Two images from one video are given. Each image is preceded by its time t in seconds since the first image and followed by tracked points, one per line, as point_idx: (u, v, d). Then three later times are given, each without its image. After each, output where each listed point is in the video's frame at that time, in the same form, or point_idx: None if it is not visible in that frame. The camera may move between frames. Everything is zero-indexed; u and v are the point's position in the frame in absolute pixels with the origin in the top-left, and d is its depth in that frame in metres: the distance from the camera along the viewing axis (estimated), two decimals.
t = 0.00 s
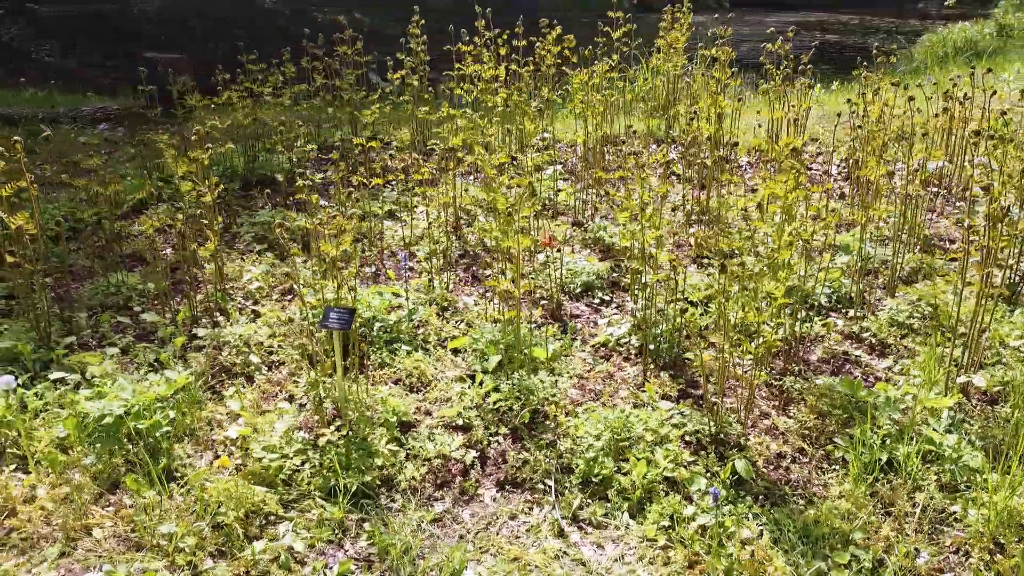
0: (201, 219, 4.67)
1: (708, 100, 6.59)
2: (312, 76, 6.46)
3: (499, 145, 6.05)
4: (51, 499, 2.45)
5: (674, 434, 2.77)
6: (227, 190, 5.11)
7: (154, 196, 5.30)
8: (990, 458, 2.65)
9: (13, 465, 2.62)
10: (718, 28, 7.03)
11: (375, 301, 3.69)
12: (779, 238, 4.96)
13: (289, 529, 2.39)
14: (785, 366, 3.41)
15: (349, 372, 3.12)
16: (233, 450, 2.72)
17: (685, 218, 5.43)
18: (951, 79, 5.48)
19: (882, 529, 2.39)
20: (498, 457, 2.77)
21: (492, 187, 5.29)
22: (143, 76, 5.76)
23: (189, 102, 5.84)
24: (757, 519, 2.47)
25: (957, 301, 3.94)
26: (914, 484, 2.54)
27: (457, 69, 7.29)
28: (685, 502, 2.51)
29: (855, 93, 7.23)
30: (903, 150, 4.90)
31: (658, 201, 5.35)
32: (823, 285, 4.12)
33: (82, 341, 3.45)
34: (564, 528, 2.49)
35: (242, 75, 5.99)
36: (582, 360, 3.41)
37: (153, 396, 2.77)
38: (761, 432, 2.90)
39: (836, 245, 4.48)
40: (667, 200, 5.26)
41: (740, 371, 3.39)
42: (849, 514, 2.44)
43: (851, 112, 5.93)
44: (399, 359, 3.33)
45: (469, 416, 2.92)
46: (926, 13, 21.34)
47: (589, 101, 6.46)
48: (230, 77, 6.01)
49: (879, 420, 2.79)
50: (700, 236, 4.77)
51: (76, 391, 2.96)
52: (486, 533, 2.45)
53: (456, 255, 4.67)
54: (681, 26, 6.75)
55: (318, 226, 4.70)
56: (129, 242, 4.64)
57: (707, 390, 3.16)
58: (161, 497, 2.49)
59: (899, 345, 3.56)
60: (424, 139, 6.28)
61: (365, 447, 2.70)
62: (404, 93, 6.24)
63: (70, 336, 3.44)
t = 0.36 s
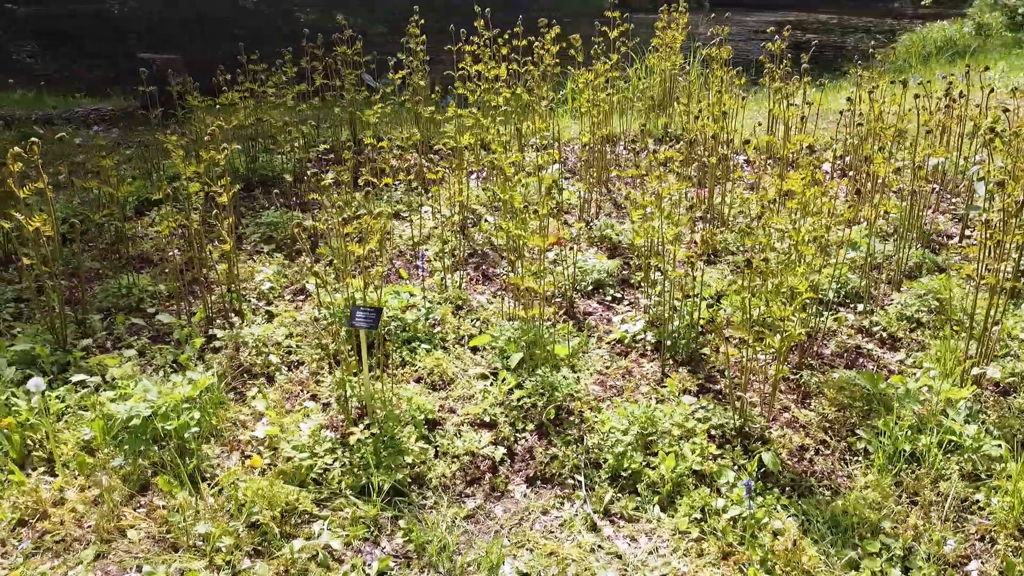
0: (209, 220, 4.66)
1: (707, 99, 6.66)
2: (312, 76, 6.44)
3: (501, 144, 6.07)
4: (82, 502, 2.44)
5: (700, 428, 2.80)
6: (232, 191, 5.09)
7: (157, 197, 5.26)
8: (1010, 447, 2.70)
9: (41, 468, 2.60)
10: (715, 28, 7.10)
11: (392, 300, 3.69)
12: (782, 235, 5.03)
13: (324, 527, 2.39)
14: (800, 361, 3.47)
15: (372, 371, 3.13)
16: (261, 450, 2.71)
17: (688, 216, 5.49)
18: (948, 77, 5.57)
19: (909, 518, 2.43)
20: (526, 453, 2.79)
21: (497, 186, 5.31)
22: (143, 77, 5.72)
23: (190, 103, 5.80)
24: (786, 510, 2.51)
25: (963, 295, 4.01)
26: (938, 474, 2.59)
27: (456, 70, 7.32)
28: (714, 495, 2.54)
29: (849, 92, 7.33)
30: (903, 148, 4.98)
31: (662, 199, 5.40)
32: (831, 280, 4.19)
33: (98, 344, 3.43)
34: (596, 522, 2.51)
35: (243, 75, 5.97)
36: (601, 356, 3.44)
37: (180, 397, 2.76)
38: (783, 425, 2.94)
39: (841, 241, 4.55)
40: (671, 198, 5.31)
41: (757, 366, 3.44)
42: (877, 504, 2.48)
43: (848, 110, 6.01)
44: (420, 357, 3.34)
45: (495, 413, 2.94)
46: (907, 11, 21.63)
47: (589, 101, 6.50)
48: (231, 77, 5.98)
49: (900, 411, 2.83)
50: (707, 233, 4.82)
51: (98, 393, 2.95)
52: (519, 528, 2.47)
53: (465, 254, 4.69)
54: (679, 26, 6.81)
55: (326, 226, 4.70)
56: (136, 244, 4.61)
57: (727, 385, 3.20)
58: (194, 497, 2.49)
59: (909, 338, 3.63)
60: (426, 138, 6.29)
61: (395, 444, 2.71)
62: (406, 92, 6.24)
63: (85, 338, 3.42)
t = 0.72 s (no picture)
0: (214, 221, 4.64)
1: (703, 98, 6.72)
2: (310, 77, 6.43)
3: (501, 143, 6.08)
4: (112, 504, 2.43)
5: (721, 421, 2.84)
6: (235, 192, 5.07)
7: (158, 199, 5.23)
8: None
9: (67, 471, 2.59)
10: (709, 26, 7.16)
11: (406, 300, 3.70)
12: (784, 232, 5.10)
13: (357, 525, 2.40)
14: (810, 355, 3.52)
15: (393, 370, 3.13)
16: (288, 450, 2.71)
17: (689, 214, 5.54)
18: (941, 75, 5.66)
19: (931, 507, 2.48)
20: (551, 449, 2.82)
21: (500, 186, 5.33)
22: (141, 78, 5.68)
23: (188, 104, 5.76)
24: (810, 500, 2.55)
25: (964, 288, 4.08)
26: (956, 463, 2.64)
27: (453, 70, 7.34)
28: (740, 487, 2.58)
29: (839, 90, 7.43)
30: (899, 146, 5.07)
31: (662, 198, 5.46)
32: (835, 275, 4.25)
33: (112, 346, 3.41)
34: (624, 516, 2.55)
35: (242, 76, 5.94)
36: (616, 353, 3.47)
37: (203, 398, 2.76)
38: (801, 417, 2.99)
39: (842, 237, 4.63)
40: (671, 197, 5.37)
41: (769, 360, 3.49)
42: (899, 494, 2.53)
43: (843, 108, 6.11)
44: (437, 356, 3.35)
45: (517, 410, 2.96)
46: (887, 10, 21.92)
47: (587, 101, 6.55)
48: (229, 78, 5.95)
49: (916, 403, 2.88)
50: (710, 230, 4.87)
51: (118, 395, 2.93)
52: (550, 523, 2.50)
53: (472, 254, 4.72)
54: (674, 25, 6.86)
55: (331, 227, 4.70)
56: (140, 246, 4.58)
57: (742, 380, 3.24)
58: (224, 497, 2.48)
59: (914, 333, 3.70)
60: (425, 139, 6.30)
61: (421, 442, 2.72)
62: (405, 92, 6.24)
63: (99, 341, 3.39)
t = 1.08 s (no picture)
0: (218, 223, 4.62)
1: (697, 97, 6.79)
2: (307, 78, 6.41)
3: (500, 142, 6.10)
4: (140, 506, 2.43)
5: (739, 414, 2.89)
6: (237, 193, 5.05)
7: (159, 201, 5.19)
8: None
9: (92, 474, 2.58)
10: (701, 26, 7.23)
11: (418, 299, 3.71)
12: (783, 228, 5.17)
13: (387, 522, 2.41)
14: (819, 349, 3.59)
15: (412, 368, 3.15)
16: (313, 449, 2.72)
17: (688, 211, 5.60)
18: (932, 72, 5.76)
19: (949, 494, 2.54)
20: (573, 445, 2.85)
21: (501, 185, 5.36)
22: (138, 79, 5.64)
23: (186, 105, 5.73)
24: (830, 490, 2.60)
25: (963, 281, 4.17)
26: (969, 451, 2.71)
27: (448, 70, 7.35)
28: (762, 478, 2.62)
29: (829, 88, 7.53)
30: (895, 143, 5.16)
31: (662, 196, 5.52)
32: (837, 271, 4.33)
33: (125, 349, 3.40)
34: (649, 508, 2.58)
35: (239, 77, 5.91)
36: (629, 349, 3.51)
37: (226, 399, 2.75)
38: (815, 410, 3.04)
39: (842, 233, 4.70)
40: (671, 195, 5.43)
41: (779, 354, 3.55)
42: (917, 482, 2.58)
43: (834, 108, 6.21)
44: (453, 354, 3.38)
45: (538, 407, 2.99)
46: (866, 7, 22.26)
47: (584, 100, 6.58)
48: (227, 79, 5.92)
49: (929, 394, 2.94)
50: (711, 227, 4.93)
51: (137, 397, 2.92)
52: (577, 517, 2.53)
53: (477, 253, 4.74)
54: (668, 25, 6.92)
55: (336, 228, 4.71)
56: (144, 248, 4.55)
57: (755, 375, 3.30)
58: (254, 497, 2.49)
59: (917, 326, 3.78)
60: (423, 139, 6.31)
61: (446, 439, 2.74)
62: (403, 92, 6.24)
63: (113, 344, 3.38)
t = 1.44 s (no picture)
0: (218, 225, 4.59)
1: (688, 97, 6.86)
2: (300, 79, 6.38)
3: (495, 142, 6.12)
4: (163, 509, 2.42)
5: (752, 409, 2.94)
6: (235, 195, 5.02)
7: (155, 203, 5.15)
8: None
9: (112, 478, 2.57)
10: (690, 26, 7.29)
11: (426, 298, 3.72)
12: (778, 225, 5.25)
13: (413, 521, 2.43)
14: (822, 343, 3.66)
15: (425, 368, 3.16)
16: (333, 449, 2.73)
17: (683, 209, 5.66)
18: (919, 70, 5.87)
19: (959, 483, 2.61)
20: (589, 441, 2.88)
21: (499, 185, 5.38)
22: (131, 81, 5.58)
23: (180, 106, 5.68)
24: (844, 480, 2.66)
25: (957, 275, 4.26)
26: (977, 440, 2.78)
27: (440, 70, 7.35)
28: (778, 471, 2.67)
29: (815, 85, 7.64)
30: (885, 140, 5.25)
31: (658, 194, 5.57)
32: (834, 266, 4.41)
33: (133, 352, 3.37)
34: (669, 502, 2.62)
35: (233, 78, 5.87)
36: (636, 346, 3.55)
37: (244, 401, 2.75)
38: (824, 402, 3.10)
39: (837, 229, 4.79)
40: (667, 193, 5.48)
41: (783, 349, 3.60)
42: (928, 471, 2.65)
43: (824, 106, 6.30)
44: (464, 353, 3.39)
45: (553, 404, 3.02)
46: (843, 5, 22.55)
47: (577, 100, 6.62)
48: (220, 80, 5.87)
49: (934, 386, 3.02)
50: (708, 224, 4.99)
51: (152, 401, 2.90)
52: (599, 511, 2.57)
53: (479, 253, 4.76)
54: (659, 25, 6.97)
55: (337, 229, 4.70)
56: (143, 251, 4.51)
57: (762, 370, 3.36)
58: (277, 499, 2.49)
59: (916, 320, 3.86)
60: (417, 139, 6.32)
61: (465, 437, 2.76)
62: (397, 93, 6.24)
63: (121, 348, 3.35)
